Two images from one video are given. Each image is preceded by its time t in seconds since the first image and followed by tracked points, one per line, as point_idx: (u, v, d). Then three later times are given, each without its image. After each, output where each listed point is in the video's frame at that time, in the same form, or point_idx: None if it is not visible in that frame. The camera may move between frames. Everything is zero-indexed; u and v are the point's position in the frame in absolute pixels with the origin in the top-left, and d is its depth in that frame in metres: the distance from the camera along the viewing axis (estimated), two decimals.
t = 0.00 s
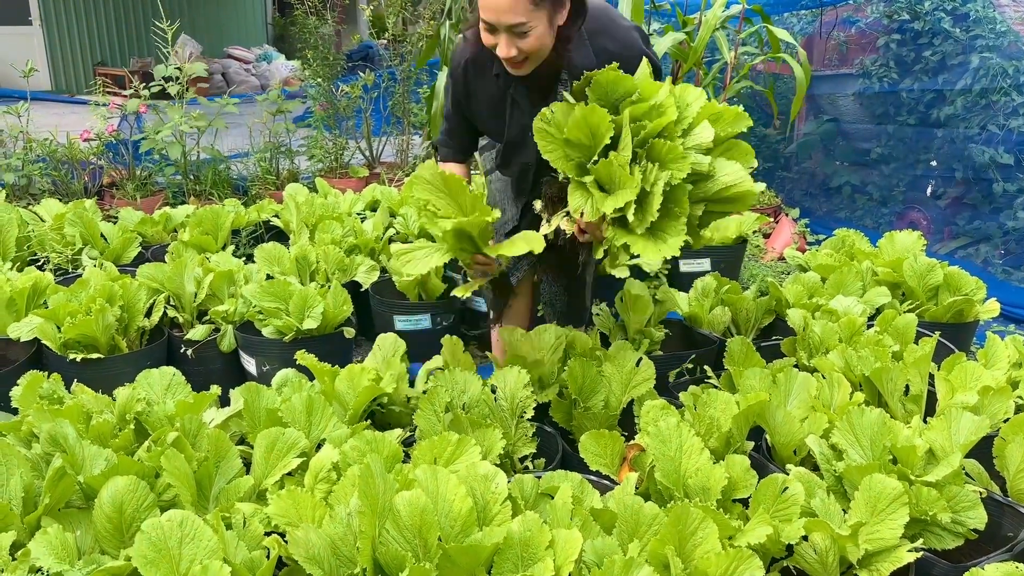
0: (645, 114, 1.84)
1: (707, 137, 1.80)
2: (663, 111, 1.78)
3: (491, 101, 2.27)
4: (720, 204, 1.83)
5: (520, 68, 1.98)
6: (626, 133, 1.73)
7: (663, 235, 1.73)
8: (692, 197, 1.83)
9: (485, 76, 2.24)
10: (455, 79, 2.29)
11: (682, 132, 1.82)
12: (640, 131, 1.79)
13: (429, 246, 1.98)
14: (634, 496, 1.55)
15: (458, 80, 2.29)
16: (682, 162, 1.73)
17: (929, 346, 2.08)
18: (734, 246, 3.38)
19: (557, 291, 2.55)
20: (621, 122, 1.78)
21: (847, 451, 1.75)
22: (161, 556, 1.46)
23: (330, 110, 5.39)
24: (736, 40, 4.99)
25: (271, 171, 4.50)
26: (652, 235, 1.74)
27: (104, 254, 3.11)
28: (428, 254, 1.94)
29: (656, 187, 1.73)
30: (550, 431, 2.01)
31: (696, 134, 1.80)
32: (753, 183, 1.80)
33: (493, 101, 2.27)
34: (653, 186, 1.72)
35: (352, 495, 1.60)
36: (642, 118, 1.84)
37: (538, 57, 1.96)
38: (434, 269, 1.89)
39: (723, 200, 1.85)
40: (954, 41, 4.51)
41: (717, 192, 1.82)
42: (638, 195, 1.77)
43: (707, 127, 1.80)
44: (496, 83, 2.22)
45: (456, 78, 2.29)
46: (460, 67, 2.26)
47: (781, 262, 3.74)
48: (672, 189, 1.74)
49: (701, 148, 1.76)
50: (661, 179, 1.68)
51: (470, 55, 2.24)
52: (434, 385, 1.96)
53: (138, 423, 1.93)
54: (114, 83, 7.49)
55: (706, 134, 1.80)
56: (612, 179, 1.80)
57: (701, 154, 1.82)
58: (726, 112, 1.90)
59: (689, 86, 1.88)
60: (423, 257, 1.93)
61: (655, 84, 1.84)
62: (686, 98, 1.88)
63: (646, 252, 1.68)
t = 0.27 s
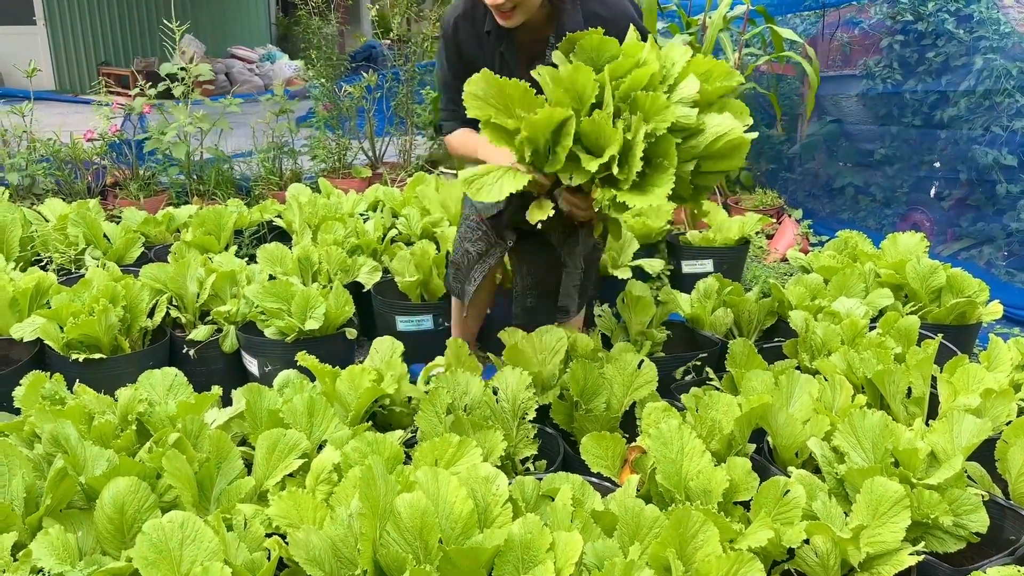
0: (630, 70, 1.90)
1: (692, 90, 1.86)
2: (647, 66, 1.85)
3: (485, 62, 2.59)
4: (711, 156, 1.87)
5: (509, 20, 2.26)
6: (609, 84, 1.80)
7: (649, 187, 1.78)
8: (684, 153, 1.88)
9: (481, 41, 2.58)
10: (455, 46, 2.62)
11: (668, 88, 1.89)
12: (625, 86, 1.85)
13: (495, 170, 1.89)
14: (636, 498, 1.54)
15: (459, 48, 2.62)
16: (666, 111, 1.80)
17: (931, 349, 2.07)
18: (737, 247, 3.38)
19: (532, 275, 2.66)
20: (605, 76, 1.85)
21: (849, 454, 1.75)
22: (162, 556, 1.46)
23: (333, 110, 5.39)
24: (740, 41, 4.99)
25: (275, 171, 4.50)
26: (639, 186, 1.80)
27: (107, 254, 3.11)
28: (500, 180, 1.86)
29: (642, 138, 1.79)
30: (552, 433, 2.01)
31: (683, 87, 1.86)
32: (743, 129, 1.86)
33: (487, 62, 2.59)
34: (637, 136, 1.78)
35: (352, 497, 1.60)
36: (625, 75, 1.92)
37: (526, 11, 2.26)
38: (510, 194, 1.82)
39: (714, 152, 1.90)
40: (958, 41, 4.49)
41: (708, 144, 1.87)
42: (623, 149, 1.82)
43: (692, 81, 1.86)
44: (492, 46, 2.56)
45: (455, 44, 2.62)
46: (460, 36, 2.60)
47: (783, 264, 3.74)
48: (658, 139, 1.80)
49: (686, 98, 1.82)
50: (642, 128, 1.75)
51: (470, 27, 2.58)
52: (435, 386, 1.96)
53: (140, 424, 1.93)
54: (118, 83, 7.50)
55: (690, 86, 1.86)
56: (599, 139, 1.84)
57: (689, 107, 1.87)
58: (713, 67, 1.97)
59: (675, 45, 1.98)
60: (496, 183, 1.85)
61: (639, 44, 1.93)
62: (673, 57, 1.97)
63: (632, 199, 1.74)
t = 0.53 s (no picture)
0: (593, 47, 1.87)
1: (656, 71, 1.80)
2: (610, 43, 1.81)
3: (445, 58, 2.33)
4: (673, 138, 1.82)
5: (469, 9, 2.02)
6: (572, 57, 1.78)
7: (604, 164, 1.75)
8: (645, 134, 1.83)
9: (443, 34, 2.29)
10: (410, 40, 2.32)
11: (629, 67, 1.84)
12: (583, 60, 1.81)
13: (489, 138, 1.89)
14: (643, 505, 1.54)
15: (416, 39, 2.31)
16: (623, 89, 1.76)
17: (939, 354, 2.06)
18: (743, 249, 3.37)
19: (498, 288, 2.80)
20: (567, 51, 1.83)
21: (856, 460, 1.74)
22: (169, 560, 1.47)
23: (340, 111, 5.40)
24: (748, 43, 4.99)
25: (282, 172, 4.51)
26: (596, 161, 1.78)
27: (114, 255, 3.12)
28: (490, 150, 1.86)
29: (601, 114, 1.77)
30: (558, 437, 2.01)
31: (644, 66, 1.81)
32: (704, 110, 1.79)
33: (448, 58, 2.33)
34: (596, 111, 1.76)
35: (359, 502, 1.61)
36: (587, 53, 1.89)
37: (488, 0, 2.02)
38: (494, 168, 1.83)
39: (676, 135, 1.84)
40: (966, 44, 4.46)
41: (668, 126, 1.82)
42: (583, 125, 1.81)
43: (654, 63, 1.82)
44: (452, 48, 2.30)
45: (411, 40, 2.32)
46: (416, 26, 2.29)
47: (790, 266, 3.73)
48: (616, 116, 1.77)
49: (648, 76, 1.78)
50: (602, 102, 1.73)
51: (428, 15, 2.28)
52: (442, 390, 1.96)
53: (148, 427, 1.94)
54: (125, 83, 7.53)
55: (653, 65, 1.82)
56: (564, 114, 1.82)
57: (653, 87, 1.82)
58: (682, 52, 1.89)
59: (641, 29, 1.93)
60: (484, 151, 1.86)
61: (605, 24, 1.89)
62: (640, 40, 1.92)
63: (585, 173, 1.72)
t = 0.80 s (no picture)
0: (512, 50, 1.80)
1: (581, 64, 1.78)
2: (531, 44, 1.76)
3: (354, 66, 2.12)
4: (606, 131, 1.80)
5: (372, 25, 1.92)
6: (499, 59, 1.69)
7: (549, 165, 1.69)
8: (577, 129, 1.80)
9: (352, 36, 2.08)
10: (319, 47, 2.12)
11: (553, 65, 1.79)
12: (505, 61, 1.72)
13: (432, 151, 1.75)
14: (661, 512, 1.54)
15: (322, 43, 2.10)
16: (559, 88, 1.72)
17: (956, 361, 2.05)
18: (756, 253, 3.35)
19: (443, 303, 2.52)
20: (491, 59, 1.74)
21: (873, 468, 1.74)
22: (189, 565, 1.48)
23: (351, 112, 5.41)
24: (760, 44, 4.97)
25: (294, 173, 4.53)
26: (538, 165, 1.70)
27: (129, 257, 3.14)
28: (435, 167, 1.72)
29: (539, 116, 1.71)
30: (573, 442, 2.01)
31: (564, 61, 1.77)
32: (633, 98, 1.79)
33: (355, 68, 2.12)
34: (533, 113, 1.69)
35: (377, 507, 1.62)
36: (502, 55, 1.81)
37: (390, 14, 1.91)
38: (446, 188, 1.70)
39: (608, 127, 1.82)
40: (981, 47, 4.43)
41: (601, 117, 1.79)
42: (525, 133, 1.73)
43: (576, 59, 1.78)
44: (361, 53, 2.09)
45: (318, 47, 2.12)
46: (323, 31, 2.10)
47: (803, 270, 3.72)
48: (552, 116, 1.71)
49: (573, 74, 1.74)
50: (542, 104, 1.67)
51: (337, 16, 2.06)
52: (458, 394, 1.97)
53: (166, 430, 1.95)
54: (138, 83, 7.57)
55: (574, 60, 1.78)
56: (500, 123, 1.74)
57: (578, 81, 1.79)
58: (599, 41, 1.86)
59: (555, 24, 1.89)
60: (430, 168, 1.72)
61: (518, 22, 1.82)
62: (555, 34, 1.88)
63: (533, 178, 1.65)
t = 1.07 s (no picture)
0: (491, 54, 1.81)
1: (553, 81, 1.79)
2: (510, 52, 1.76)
3: (327, 62, 2.09)
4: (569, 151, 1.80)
5: (350, 26, 1.90)
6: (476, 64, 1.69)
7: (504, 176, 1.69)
8: (540, 145, 1.79)
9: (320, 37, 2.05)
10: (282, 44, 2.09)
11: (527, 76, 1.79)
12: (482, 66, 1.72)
13: (384, 135, 1.74)
14: (690, 520, 1.54)
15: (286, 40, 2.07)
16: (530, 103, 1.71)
17: (983, 369, 2.04)
18: (777, 257, 3.34)
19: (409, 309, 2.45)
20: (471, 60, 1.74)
21: (901, 476, 1.74)
22: (221, 567, 1.49)
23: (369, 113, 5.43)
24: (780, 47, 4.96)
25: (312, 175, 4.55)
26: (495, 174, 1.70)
27: (152, 258, 3.18)
28: (382, 154, 1.71)
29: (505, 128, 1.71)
30: (598, 448, 2.01)
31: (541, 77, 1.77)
32: (601, 124, 1.79)
33: (328, 64, 2.10)
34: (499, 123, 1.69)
35: (406, 511, 1.63)
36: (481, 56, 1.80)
37: (368, 15, 1.88)
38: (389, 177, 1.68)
39: (571, 147, 1.83)
40: (1004, 51, 4.36)
41: (566, 137, 1.79)
42: (486, 138, 1.73)
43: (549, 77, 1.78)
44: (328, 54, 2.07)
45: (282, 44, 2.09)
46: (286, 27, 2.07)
47: (823, 274, 3.72)
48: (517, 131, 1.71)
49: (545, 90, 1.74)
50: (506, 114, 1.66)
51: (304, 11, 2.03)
52: (483, 399, 1.98)
53: (194, 432, 1.97)
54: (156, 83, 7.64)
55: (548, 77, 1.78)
56: (465, 123, 1.74)
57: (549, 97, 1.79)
58: (576, 61, 1.87)
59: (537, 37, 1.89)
60: (378, 155, 1.70)
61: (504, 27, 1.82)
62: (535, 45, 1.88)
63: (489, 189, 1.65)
